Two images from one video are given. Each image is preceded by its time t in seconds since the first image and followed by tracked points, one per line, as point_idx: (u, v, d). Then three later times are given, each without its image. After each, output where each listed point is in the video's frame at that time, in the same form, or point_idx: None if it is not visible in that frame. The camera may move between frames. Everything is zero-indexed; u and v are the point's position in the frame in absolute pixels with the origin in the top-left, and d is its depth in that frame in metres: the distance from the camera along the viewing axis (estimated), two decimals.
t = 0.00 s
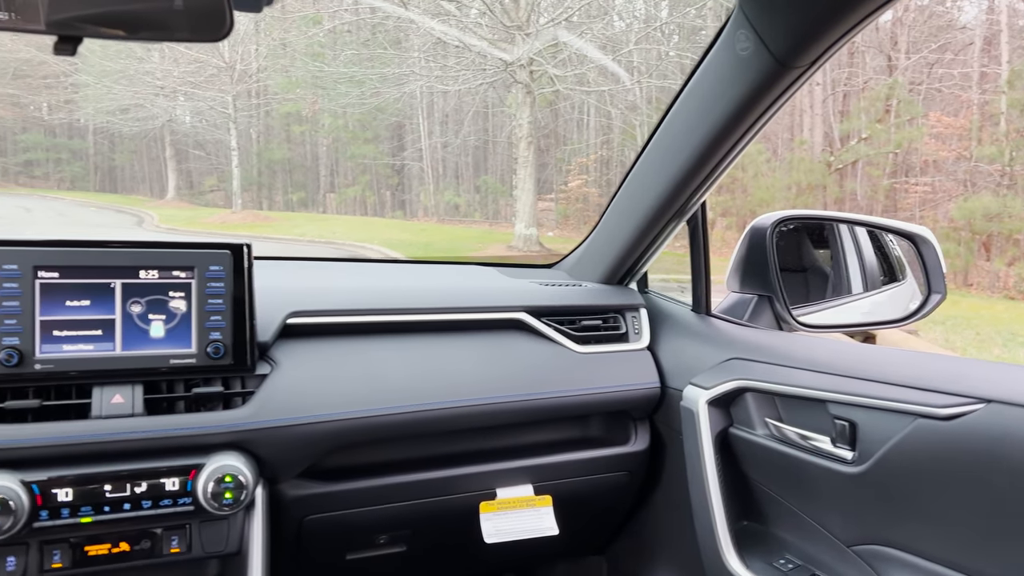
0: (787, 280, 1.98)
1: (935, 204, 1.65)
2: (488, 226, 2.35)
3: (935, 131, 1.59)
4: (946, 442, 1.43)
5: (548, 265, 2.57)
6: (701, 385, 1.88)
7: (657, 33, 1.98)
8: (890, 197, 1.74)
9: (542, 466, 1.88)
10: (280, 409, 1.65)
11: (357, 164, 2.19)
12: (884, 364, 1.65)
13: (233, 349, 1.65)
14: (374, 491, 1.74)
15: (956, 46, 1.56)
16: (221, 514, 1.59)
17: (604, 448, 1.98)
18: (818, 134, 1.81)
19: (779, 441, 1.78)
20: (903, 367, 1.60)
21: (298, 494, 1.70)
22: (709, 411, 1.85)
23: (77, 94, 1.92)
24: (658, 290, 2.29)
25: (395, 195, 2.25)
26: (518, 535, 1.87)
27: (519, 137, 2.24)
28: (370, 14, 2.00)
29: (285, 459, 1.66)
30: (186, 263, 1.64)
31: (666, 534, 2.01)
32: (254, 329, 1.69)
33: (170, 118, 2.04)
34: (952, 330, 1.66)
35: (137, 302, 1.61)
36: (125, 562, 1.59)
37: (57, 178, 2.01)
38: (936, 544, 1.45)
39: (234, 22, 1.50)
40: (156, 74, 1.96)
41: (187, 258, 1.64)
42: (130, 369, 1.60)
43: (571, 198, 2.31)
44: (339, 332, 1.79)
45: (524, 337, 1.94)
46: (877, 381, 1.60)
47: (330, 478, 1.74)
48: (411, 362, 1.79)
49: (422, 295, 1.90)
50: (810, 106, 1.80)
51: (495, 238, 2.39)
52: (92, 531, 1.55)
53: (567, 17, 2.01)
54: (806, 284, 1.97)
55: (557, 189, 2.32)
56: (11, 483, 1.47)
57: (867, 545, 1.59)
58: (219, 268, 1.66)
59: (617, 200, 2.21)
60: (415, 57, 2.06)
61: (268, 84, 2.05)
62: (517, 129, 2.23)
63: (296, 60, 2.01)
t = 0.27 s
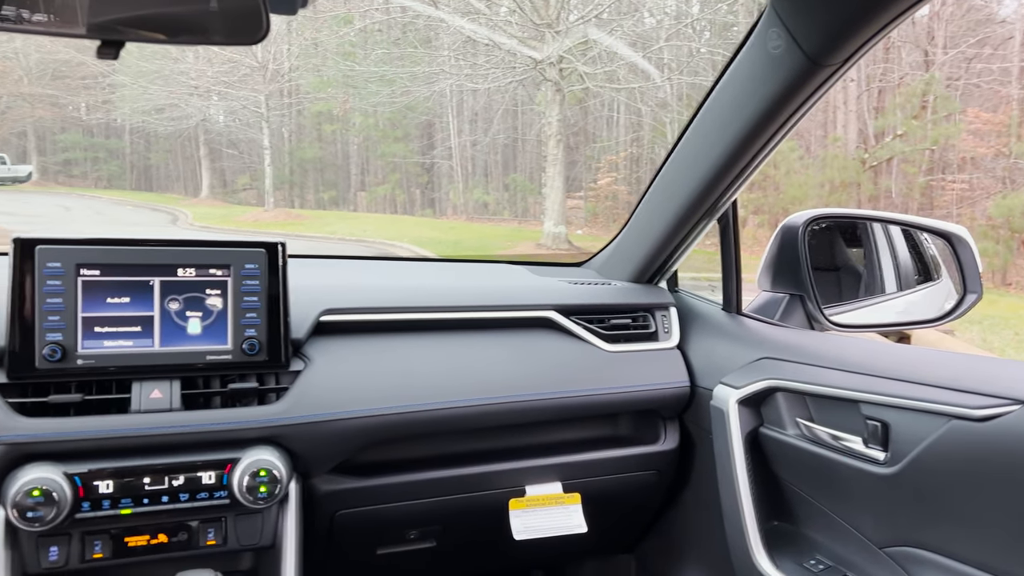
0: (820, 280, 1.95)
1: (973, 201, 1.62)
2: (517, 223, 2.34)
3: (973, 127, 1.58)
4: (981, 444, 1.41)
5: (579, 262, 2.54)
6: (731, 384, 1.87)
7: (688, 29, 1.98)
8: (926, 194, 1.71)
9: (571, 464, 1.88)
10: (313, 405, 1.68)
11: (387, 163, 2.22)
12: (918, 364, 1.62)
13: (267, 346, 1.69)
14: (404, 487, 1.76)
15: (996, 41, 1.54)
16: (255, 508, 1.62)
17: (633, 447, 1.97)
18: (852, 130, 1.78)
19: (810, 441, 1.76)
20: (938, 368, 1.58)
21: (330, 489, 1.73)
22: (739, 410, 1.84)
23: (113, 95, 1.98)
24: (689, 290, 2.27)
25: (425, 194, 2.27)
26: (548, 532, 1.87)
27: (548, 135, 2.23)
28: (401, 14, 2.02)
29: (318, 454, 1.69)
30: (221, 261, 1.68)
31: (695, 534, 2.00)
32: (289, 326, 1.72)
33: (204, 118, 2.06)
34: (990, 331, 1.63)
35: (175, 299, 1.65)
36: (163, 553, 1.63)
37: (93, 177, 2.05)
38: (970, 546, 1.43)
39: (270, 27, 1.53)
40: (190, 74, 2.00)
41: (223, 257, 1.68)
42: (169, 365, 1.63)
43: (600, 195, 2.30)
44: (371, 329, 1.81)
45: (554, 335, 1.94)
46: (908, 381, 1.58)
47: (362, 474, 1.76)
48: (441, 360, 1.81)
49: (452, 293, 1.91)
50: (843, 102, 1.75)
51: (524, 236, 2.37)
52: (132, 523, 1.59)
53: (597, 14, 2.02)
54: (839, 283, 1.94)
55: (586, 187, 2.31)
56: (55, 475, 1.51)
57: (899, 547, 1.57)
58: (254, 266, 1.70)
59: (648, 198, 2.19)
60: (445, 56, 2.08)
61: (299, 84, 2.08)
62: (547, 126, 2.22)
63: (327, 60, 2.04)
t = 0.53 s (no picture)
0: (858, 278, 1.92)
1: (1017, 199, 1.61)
2: (548, 222, 2.35)
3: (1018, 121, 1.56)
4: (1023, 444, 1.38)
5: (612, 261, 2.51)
6: (767, 383, 1.87)
7: (722, 25, 1.98)
8: (966, 190, 1.68)
9: (605, 461, 1.89)
10: (351, 400, 1.70)
11: (419, 161, 2.22)
12: (959, 364, 1.60)
13: (307, 341, 1.72)
14: (440, 482, 1.78)
15: None
16: (295, 500, 1.65)
17: (666, 445, 1.98)
18: (890, 126, 1.76)
19: (847, 441, 1.75)
20: (980, 367, 1.55)
21: (368, 483, 1.76)
22: (775, 409, 1.84)
23: (152, 95, 2.02)
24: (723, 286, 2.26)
25: (457, 192, 2.27)
26: (581, 528, 1.88)
27: (580, 132, 2.24)
28: (435, 12, 2.05)
29: (357, 448, 1.72)
30: (262, 258, 1.71)
31: (730, 532, 2.00)
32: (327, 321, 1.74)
33: (239, 117, 2.09)
34: None
35: (217, 295, 1.69)
36: (206, 543, 1.67)
37: (133, 175, 2.10)
38: (1009, 548, 1.41)
39: (312, 28, 1.56)
40: (226, 74, 2.03)
41: (264, 254, 1.71)
42: (211, 360, 1.67)
43: (632, 193, 2.29)
44: (408, 326, 1.83)
45: (588, 333, 1.95)
46: (949, 381, 1.55)
47: (399, 468, 1.79)
48: (476, 357, 1.82)
49: (486, 291, 1.93)
50: (881, 98, 1.73)
51: (555, 234, 2.38)
52: (177, 513, 1.63)
53: (630, 11, 2.01)
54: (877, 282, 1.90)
55: (617, 184, 2.31)
56: (103, 466, 1.55)
57: (938, 548, 1.56)
58: (293, 264, 1.73)
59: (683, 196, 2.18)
60: (477, 54, 2.09)
61: (332, 83, 2.10)
62: (579, 124, 2.22)
63: (360, 59, 2.05)
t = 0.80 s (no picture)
0: (898, 276, 1.89)
1: None
2: (578, 219, 2.31)
3: None
4: None
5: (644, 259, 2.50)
6: (804, 381, 1.85)
7: (756, 21, 1.97)
8: (1007, 188, 1.67)
9: (638, 458, 1.88)
10: (385, 395, 1.72)
11: (450, 159, 2.25)
12: (1004, 364, 1.56)
13: (343, 336, 1.74)
14: (474, 477, 1.79)
15: None
16: (331, 494, 1.68)
17: (700, 443, 1.97)
18: (929, 121, 1.73)
19: (886, 440, 1.72)
20: None
21: (403, 477, 1.77)
22: (812, 407, 1.82)
23: (188, 94, 2.02)
24: (758, 286, 2.25)
25: (487, 189, 2.28)
26: (614, 526, 1.88)
27: (611, 130, 2.23)
28: (465, 10, 2.06)
29: (392, 442, 1.73)
30: (299, 255, 1.73)
31: (765, 531, 1.98)
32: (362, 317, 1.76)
33: (273, 116, 2.12)
34: None
35: (255, 291, 1.71)
36: (244, 535, 1.69)
37: (170, 174, 2.12)
38: None
39: (350, 27, 1.58)
40: (260, 74, 2.04)
41: (301, 250, 1.73)
42: (249, 354, 1.69)
43: (663, 190, 2.28)
44: (442, 322, 1.85)
45: (621, 330, 1.94)
46: (995, 381, 1.51)
47: (433, 463, 1.80)
48: (510, 353, 1.83)
49: (519, 288, 1.93)
50: (919, 93, 1.69)
51: (586, 232, 2.35)
52: (215, 505, 1.66)
53: (662, 8, 2.01)
54: (916, 280, 1.87)
55: (648, 181, 2.29)
56: (144, 458, 1.58)
57: (979, 550, 1.52)
58: (330, 260, 1.75)
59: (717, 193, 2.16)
60: (508, 52, 2.10)
61: (364, 82, 2.11)
62: (610, 121, 2.22)
63: (392, 58, 2.06)
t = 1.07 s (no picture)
0: (935, 271, 1.84)
1: None
2: (606, 216, 2.29)
3: None
4: None
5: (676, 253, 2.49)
6: (838, 378, 1.83)
7: (786, 14, 1.97)
8: None
9: (669, 454, 1.88)
10: (417, 390, 1.73)
11: (477, 156, 2.23)
12: None
13: (375, 331, 1.75)
14: (506, 472, 1.80)
15: None
16: (363, 487, 1.69)
17: (732, 439, 1.95)
18: (963, 115, 1.71)
19: (921, 437, 1.70)
20: None
21: (433, 471, 1.78)
22: (845, 404, 1.80)
23: (219, 94, 2.03)
24: (791, 280, 2.20)
25: (514, 186, 2.26)
26: (645, 522, 1.88)
27: (638, 126, 2.21)
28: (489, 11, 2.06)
29: (424, 437, 1.75)
30: (331, 251, 1.75)
31: (797, 529, 1.96)
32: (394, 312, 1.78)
33: (301, 114, 2.12)
34: None
35: (289, 286, 1.73)
36: (279, 527, 1.72)
37: (200, 173, 2.11)
38: None
39: (382, 23, 1.58)
40: (289, 72, 2.05)
41: (334, 246, 1.75)
42: (282, 349, 1.71)
43: (692, 186, 2.26)
44: (473, 317, 1.86)
45: (651, 326, 1.94)
46: None
47: (464, 458, 1.81)
48: (540, 349, 1.83)
49: (549, 283, 1.94)
50: (954, 87, 1.67)
51: (613, 229, 2.32)
52: (250, 497, 1.68)
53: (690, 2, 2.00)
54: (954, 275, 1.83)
55: (677, 177, 2.26)
56: (180, 450, 1.60)
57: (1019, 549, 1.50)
58: (361, 256, 1.77)
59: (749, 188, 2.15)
60: (535, 48, 2.09)
61: (392, 80, 2.12)
62: (638, 117, 2.20)
63: (420, 55, 2.07)
